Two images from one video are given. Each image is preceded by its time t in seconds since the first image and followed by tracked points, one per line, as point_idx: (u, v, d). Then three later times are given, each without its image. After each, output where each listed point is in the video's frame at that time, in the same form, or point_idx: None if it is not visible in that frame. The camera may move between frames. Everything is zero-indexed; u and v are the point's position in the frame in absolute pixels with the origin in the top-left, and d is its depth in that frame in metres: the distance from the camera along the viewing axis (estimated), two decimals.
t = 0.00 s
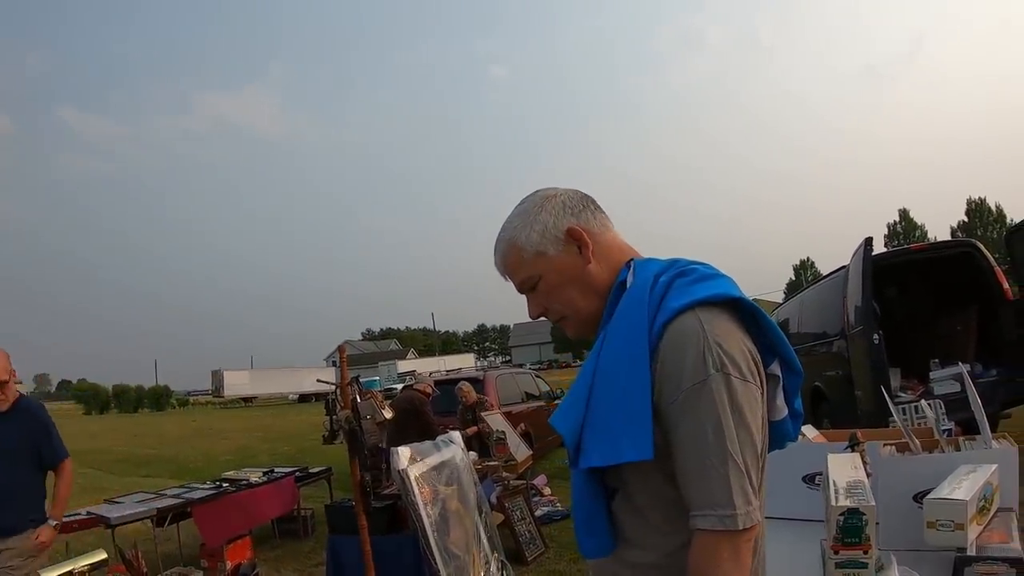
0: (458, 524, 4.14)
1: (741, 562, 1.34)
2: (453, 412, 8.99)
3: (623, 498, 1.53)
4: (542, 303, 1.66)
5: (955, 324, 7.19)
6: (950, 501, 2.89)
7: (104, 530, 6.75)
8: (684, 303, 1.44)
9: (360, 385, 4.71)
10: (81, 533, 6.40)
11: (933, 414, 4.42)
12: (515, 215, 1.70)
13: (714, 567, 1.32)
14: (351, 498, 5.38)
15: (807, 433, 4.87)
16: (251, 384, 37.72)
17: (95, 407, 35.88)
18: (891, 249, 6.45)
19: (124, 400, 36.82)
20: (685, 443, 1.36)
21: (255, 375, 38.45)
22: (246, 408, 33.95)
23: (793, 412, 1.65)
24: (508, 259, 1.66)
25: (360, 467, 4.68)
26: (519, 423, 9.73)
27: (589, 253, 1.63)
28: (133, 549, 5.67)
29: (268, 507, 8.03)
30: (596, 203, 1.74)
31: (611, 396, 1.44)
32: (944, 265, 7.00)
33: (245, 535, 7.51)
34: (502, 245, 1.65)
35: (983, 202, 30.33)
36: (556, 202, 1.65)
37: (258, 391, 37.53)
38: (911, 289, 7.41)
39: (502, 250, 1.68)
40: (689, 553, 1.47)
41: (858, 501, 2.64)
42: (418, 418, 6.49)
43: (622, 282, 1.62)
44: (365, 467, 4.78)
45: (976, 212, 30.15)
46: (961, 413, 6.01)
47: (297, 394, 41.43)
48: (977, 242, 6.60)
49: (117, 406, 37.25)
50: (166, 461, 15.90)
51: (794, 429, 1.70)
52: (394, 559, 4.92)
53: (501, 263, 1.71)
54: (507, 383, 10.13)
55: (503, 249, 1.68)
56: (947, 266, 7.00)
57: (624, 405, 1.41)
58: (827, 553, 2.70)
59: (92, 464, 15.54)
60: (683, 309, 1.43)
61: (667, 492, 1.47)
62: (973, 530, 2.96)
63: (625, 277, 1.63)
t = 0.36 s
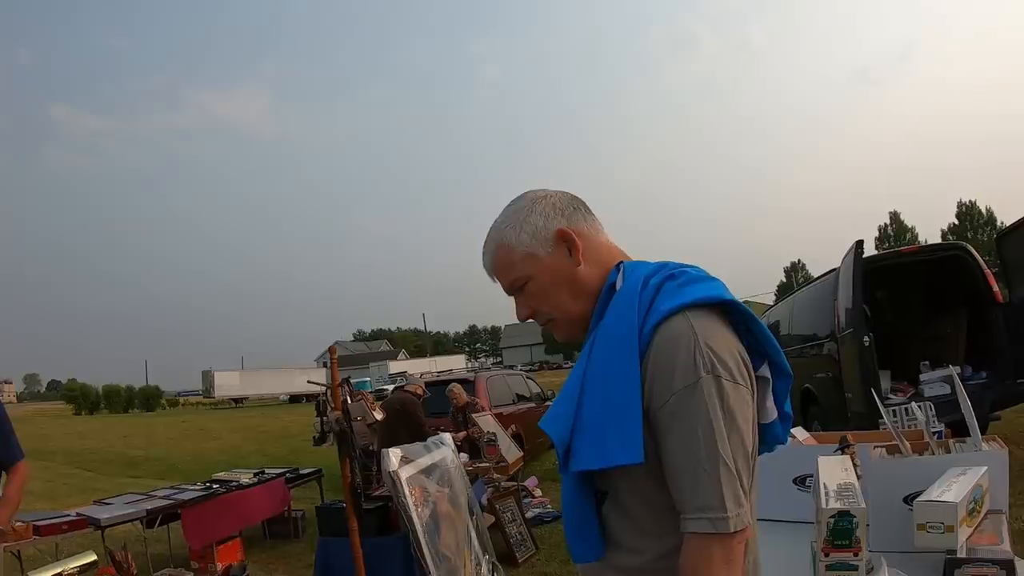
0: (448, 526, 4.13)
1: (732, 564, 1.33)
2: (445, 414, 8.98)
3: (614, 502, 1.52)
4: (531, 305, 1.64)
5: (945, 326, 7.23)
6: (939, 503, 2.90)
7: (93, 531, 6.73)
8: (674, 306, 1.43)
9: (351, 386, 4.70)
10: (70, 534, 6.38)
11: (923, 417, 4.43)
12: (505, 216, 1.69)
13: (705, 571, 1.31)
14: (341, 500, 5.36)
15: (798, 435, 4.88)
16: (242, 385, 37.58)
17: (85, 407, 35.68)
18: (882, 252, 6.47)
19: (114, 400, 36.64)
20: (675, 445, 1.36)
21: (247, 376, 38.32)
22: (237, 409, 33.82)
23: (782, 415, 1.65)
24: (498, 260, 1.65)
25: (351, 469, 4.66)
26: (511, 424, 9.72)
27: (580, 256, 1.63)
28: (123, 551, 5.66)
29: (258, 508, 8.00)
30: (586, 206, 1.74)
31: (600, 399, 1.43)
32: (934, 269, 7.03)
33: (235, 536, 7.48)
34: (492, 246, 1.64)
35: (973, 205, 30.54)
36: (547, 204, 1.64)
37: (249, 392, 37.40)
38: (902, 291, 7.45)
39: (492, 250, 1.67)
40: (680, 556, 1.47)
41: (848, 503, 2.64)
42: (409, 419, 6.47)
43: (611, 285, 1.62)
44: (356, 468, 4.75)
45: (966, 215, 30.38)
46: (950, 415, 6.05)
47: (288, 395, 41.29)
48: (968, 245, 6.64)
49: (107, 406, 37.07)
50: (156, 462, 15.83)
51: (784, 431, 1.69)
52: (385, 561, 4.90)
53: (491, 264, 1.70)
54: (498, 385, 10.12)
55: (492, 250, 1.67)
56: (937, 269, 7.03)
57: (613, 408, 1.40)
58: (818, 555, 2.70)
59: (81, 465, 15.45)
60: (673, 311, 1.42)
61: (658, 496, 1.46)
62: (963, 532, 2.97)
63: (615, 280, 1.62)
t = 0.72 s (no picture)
0: (441, 532, 4.11)
1: (733, 555, 1.33)
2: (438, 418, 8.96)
3: (616, 497, 1.50)
4: (554, 278, 1.57)
5: (937, 331, 7.25)
6: (934, 509, 2.90)
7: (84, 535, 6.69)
8: (684, 299, 1.44)
9: (343, 391, 4.66)
10: (61, 538, 6.35)
11: (917, 422, 4.44)
12: (527, 189, 1.63)
13: (709, 561, 1.30)
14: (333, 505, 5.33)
15: (792, 440, 4.88)
16: (235, 389, 37.47)
17: (75, 411, 35.51)
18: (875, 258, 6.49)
19: (104, 404, 36.49)
20: (683, 435, 1.35)
21: (239, 379, 38.18)
22: (230, 413, 33.68)
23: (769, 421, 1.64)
24: (524, 227, 1.57)
25: (343, 473, 4.63)
26: (504, 429, 9.71)
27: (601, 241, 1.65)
28: (114, 555, 5.62)
29: (250, 513, 7.95)
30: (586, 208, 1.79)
31: (610, 389, 1.42)
32: (928, 274, 7.05)
33: (226, 541, 7.46)
34: (522, 212, 1.57)
35: (966, 212, 30.72)
36: (571, 188, 1.66)
37: (241, 396, 37.27)
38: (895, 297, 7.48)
39: (518, 217, 1.58)
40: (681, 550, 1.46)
41: (843, 508, 2.64)
42: (402, 423, 6.45)
43: (618, 281, 1.63)
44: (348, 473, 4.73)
45: (958, 222, 30.54)
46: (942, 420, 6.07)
47: (281, 399, 41.15)
48: (960, 251, 6.66)
49: (98, 409, 36.86)
50: (147, 466, 15.74)
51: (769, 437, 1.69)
52: (377, 567, 4.85)
53: (512, 231, 1.58)
54: (492, 390, 10.11)
55: (518, 218, 1.58)
56: (930, 275, 7.04)
57: (623, 397, 1.39)
58: (813, 560, 2.70)
59: (72, 469, 15.36)
60: (683, 304, 1.43)
61: (660, 490, 1.45)
62: (958, 538, 2.97)
63: (620, 279, 1.63)
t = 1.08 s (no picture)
0: (441, 533, 4.11)
1: (754, 547, 1.36)
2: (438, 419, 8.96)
3: (635, 494, 1.49)
4: (576, 263, 1.56)
5: (937, 333, 7.26)
6: (935, 511, 2.90)
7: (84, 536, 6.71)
8: (706, 296, 1.47)
9: (344, 392, 4.66)
10: (61, 539, 6.36)
11: (917, 424, 4.44)
12: (553, 175, 1.62)
13: (734, 552, 1.32)
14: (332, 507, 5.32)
15: (793, 442, 4.88)
16: (234, 389, 37.47)
17: (74, 411, 35.53)
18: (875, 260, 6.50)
19: (103, 404, 36.51)
20: (710, 429, 1.36)
21: (239, 380, 38.19)
22: (229, 414, 33.67)
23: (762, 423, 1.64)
24: (548, 210, 1.56)
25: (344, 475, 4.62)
26: (504, 431, 9.70)
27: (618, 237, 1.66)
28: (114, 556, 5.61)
29: (250, 515, 7.95)
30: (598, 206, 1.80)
31: (639, 383, 1.42)
32: (929, 276, 7.05)
33: (226, 542, 7.46)
34: (549, 196, 1.56)
35: (966, 214, 30.72)
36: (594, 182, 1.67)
37: (240, 397, 37.27)
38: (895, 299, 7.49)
39: (545, 200, 1.57)
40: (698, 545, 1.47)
41: (844, 510, 2.64)
42: (403, 425, 6.45)
43: (633, 279, 1.63)
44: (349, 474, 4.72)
45: (959, 224, 30.56)
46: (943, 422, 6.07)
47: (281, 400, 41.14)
48: (960, 253, 6.66)
49: (98, 409, 36.86)
50: (146, 467, 15.74)
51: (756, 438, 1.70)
52: (377, 569, 4.84)
53: (537, 213, 1.56)
54: (492, 391, 10.11)
55: (545, 201, 1.57)
56: (930, 277, 7.04)
57: (653, 391, 1.40)
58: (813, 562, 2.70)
59: (71, 470, 15.37)
60: (706, 301, 1.45)
61: (680, 486, 1.46)
62: (958, 539, 2.97)
63: (634, 277, 1.64)
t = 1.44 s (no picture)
0: (460, 526, 4.14)
1: (759, 534, 1.37)
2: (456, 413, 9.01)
3: (637, 486, 1.50)
4: (574, 249, 1.56)
5: (957, 326, 7.18)
6: (956, 505, 2.90)
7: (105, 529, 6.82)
8: (703, 288, 1.48)
9: (364, 385, 4.69)
10: (82, 531, 6.46)
11: (938, 417, 4.40)
12: (554, 163, 1.64)
13: (740, 541, 1.33)
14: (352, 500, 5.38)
15: (812, 435, 4.86)
16: (253, 384, 37.81)
17: (95, 406, 36.10)
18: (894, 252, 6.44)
19: (123, 399, 37.00)
20: (711, 420, 1.37)
21: (258, 375, 38.55)
22: (248, 408, 34.01)
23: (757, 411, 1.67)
24: (549, 194, 1.57)
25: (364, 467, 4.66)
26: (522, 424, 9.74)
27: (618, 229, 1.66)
28: (135, 548, 5.85)
29: (270, 507, 8.03)
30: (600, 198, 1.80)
31: (640, 376, 1.43)
32: (949, 268, 6.97)
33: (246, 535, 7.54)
34: (551, 180, 1.57)
35: (987, 206, 30.29)
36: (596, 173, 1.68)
37: (259, 391, 37.62)
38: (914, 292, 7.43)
39: (546, 187, 1.59)
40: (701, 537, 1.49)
41: (865, 503, 2.63)
42: (423, 418, 6.49)
43: (630, 271, 1.64)
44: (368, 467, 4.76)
45: (979, 216, 30.14)
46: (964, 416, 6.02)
47: (300, 395, 41.48)
48: (981, 245, 6.58)
49: (119, 405, 37.37)
50: (166, 461, 15.95)
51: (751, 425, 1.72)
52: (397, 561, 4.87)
53: (537, 198, 1.58)
54: (510, 385, 10.14)
55: (546, 186, 1.58)
56: (950, 268, 6.97)
57: (655, 384, 1.40)
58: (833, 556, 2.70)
59: (93, 464, 15.59)
60: (703, 293, 1.46)
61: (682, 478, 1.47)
62: (979, 533, 2.96)
63: (630, 269, 1.64)
